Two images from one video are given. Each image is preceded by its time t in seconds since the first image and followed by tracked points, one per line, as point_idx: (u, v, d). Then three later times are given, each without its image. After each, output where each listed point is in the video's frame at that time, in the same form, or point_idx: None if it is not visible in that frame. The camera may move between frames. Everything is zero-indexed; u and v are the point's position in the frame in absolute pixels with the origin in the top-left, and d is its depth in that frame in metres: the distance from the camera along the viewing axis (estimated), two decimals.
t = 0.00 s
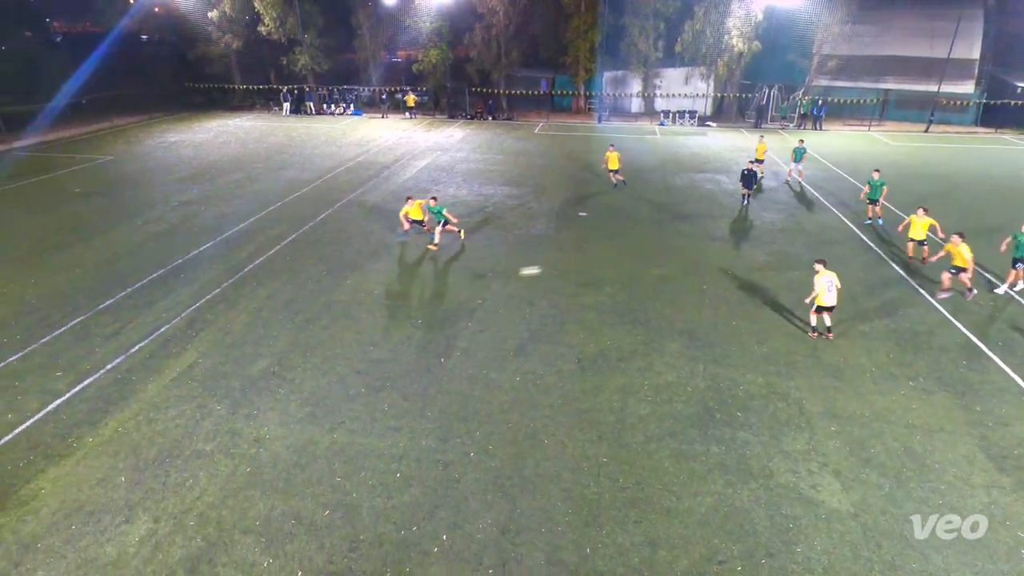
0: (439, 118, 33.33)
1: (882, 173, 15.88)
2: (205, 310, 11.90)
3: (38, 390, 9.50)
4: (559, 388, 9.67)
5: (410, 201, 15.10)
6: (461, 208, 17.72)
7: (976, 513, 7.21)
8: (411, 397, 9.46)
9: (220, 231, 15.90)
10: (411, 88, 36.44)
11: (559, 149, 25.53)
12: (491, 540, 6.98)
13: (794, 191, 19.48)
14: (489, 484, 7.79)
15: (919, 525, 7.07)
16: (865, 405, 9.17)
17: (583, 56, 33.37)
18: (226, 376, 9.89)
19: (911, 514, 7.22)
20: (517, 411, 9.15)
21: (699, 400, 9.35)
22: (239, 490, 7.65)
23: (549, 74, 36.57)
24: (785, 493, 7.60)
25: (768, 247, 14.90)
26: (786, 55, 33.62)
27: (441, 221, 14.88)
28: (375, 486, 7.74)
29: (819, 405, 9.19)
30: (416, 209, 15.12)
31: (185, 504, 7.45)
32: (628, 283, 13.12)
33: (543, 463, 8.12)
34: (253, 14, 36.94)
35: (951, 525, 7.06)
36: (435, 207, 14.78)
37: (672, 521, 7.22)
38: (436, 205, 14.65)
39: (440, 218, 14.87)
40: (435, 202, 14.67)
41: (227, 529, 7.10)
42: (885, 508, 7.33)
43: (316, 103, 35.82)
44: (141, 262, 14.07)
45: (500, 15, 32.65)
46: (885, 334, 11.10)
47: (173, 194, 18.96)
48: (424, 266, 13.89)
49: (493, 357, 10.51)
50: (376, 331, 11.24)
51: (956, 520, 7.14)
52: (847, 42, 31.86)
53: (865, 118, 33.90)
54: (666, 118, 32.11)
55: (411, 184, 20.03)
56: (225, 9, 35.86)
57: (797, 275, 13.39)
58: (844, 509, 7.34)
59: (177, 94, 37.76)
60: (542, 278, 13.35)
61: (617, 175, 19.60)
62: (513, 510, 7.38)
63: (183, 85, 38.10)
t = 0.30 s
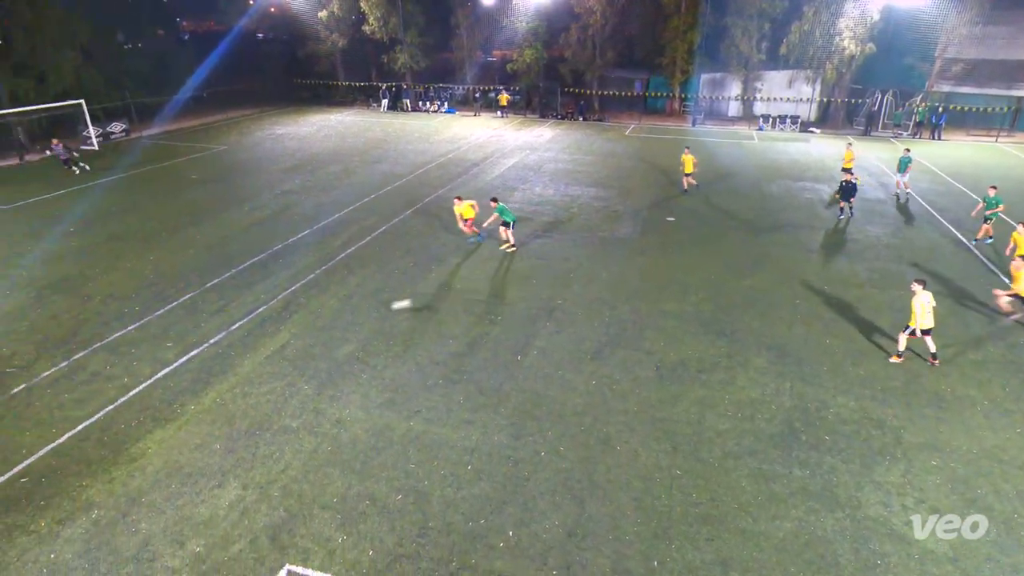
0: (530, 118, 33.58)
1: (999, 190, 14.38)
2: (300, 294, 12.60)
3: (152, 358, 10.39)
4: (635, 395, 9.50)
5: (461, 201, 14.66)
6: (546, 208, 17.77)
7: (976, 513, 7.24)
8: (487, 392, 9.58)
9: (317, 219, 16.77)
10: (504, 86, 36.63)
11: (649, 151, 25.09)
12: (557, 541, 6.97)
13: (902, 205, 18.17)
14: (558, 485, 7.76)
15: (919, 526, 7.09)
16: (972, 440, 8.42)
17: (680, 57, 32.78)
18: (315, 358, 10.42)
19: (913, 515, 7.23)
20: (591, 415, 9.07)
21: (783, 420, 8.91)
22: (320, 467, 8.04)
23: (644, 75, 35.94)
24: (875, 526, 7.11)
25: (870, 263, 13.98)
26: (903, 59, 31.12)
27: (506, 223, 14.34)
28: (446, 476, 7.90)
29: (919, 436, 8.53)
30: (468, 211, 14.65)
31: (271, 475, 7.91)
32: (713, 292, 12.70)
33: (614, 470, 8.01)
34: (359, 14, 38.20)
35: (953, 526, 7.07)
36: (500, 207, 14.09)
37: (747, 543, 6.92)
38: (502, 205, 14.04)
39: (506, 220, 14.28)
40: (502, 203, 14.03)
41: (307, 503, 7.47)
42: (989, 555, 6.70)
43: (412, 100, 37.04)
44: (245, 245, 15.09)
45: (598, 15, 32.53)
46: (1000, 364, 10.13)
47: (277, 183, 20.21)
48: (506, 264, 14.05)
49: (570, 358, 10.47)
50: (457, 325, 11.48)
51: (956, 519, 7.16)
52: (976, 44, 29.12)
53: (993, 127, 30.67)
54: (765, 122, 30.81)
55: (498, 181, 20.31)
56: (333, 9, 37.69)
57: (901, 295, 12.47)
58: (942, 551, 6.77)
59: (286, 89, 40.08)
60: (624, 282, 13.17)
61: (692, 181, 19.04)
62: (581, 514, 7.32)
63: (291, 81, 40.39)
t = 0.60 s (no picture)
0: (623, 119, 33.13)
1: None
2: (388, 284, 13.06)
3: (251, 335, 11.11)
4: (716, 409, 9.17)
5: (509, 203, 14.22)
6: (634, 211, 17.50)
7: (976, 514, 7.25)
8: (562, 393, 9.55)
9: (408, 213, 17.32)
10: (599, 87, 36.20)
11: (747, 157, 24.12)
12: (625, 550, 6.84)
13: None
14: (629, 494, 7.61)
15: (919, 526, 7.11)
16: None
17: (786, 58, 31.42)
18: (398, 346, 10.79)
19: (913, 515, 7.26)
20: (668, 425, 8.84)
21: (878, 449, 8.32)
22: (396, 452, 8.30)
23: (746, 77, 34.15)
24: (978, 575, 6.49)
25: (990, 288, 12.77)
26: None
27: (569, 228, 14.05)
28: (517, 473, 7.95)
29: None
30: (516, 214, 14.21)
31: (350, 455, 8.25)
32: (807, 307, 12.04)
33: (688, 484, 7.76)
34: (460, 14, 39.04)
35: (954, 528, 7.07)
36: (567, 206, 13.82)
37: None
38: (571, 205, 13.77)
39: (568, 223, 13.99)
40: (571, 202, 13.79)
41: (382, 485, 7.73)
42: None
43: (506, 99, 37.47)
44: (340, 234, 15.82)
45: (700, 15, 31.58)
46: None
47: (373, 176, 21.07)
48: (589, 266, 13.95)
49: (649, 365, 10.25)
50: (535, 324, 11.51)
51: (956, 519, 7.19)
52: None
53: None
54: (877, 129, 28.82)
55: (586, 183, 20.22)
56: (435, 9, 38.77)
57: None
58: None
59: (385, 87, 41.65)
60: (710, 291, 12.74)
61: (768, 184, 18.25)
62: (651, 525, 7.15)
63: (393, 78, 41.97)
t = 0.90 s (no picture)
0: (718, 123, 32.14)
1: None
2: (469, 279, 13.30)
3: (338, 321, 11.63)
4: (800, 430, 8.71)
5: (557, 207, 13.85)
6: (724, 218, 16.93)
7: (977, 514, 7.26)
8: (637, 400, 9.38)
9: (492, 210, 17.57)
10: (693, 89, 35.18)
11: (851, 166, 22.74)
12: (693, 566, 6.63)
13: None
14: (700, 510, 7.36)
15: (919, 526, 7.10)
16: None
17: (901, 62, 29.43)
18: (476, 340, 10.97)
19: (914, 514, 7.26)
20: (747, 442, 8.49)
21: (983, 489, 7.62)
22: (468, 445, 8.43)
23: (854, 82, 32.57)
24: None
25: None
26: None
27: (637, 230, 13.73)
28: (586, 477, 7.88)
29: None
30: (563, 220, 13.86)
31: (423, 444, 8.46)
32: (909, 330, 11.20)
33: (765, 505, 7.42)
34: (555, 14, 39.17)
35: (954, 526, 7.09)
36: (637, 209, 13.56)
37: None
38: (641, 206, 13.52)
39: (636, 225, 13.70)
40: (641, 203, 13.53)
41: (453, 476, 7.88)
42: None
43: (596, 100, 37.22)
44: (426, 228, 16.27)
45: (807, 16, 29.99)
46: None
47: (461, 173, 21.54)
48: (673, 272, 13.63)
49: (730, 379, 9.88)
50: (613, 328, 11.37)
51: (956, 519, 7.19)
52: None
53: None
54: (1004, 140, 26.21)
55: (675, 187, 19.78)
56: (531, 10, 39.13)
57: None
58: None
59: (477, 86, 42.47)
60: (800, 306, 12.11)
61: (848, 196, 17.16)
62: (723, 544, 6.89)
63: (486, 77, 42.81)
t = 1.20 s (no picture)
0: (816, 129, 30.69)
1: None
2: (544, 279, 13.33)
3: (415, 313, 11.94)
4: (888, 459, 8.14)
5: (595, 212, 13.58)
6: (816, 229, 16.11)
7: (977, 515, 7.25)
8: (711, 412, 9.09)
9: (572, 211, 17.51)
10: (789, 93, 33.65)
11: (964, 179, 21.00)
12: None
13: None
14: (772, 532, 7.02)
15: (919, 526, 7.09)
16: None
17: None
18: (550, 340, 10.98)
19: (915, 515, 7.25)
20: (828, 466, 8.02)
21: None
22: (536, 444, 8.44)
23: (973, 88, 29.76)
24: None
25: None
26: None
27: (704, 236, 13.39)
28: (653, 487, 7.70)
29: None
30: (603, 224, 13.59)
31: (491, 439, 8.54)
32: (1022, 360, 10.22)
33: (844, 535, 6.98)
34: (647, 14, 38.48)
35: (954, 526, 7.09)
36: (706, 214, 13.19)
37: None
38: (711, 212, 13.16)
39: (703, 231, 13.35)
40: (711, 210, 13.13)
41: (518, 473, 7.91)
42: None
43: (685, 102, 36.28)
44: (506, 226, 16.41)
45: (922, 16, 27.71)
46: None
47: (544, 173, 21.59)
48: (757, 283, 13.10)
49: (814, 398, 9.37)
50: (690, 337, 11.06)
51: (956, 519, 7.19)
52: None
53: None
54: None
55: (765, 195, 18.98)
56: (623, 10, 38.67)
57: None
58: None
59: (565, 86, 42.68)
60: (896, 327, 11.32)
61: (938, 209, 16.19)
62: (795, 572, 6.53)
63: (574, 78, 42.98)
